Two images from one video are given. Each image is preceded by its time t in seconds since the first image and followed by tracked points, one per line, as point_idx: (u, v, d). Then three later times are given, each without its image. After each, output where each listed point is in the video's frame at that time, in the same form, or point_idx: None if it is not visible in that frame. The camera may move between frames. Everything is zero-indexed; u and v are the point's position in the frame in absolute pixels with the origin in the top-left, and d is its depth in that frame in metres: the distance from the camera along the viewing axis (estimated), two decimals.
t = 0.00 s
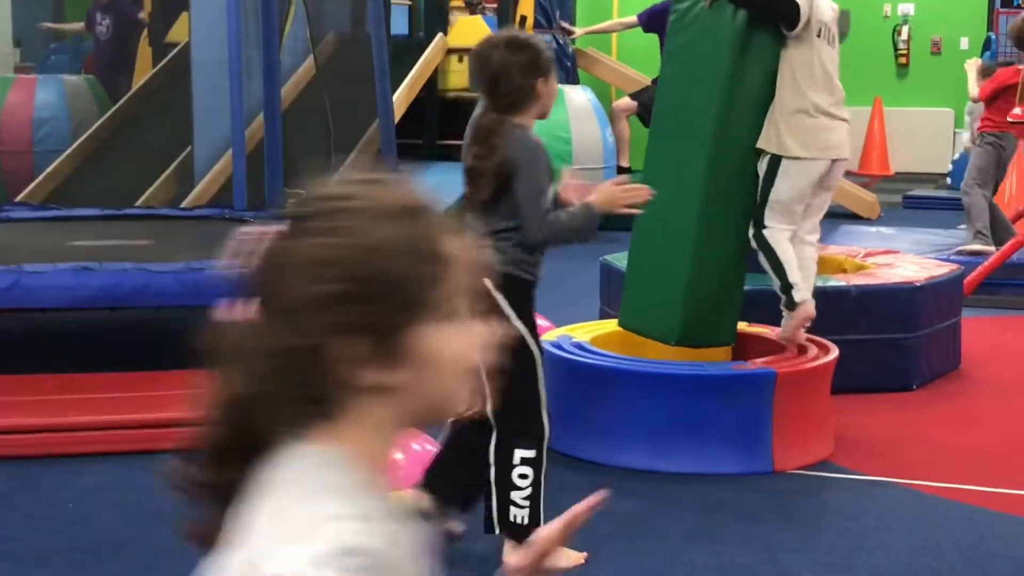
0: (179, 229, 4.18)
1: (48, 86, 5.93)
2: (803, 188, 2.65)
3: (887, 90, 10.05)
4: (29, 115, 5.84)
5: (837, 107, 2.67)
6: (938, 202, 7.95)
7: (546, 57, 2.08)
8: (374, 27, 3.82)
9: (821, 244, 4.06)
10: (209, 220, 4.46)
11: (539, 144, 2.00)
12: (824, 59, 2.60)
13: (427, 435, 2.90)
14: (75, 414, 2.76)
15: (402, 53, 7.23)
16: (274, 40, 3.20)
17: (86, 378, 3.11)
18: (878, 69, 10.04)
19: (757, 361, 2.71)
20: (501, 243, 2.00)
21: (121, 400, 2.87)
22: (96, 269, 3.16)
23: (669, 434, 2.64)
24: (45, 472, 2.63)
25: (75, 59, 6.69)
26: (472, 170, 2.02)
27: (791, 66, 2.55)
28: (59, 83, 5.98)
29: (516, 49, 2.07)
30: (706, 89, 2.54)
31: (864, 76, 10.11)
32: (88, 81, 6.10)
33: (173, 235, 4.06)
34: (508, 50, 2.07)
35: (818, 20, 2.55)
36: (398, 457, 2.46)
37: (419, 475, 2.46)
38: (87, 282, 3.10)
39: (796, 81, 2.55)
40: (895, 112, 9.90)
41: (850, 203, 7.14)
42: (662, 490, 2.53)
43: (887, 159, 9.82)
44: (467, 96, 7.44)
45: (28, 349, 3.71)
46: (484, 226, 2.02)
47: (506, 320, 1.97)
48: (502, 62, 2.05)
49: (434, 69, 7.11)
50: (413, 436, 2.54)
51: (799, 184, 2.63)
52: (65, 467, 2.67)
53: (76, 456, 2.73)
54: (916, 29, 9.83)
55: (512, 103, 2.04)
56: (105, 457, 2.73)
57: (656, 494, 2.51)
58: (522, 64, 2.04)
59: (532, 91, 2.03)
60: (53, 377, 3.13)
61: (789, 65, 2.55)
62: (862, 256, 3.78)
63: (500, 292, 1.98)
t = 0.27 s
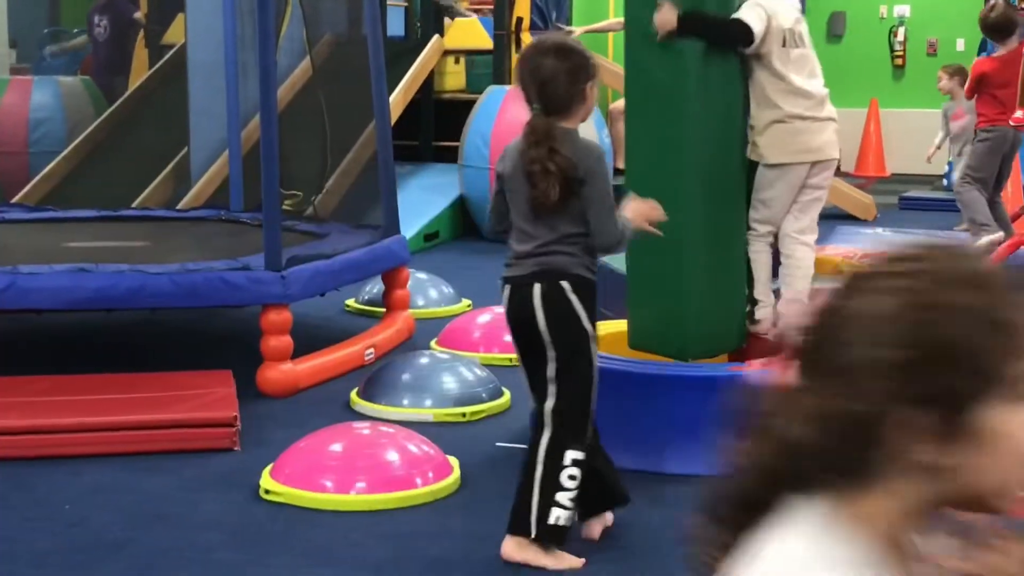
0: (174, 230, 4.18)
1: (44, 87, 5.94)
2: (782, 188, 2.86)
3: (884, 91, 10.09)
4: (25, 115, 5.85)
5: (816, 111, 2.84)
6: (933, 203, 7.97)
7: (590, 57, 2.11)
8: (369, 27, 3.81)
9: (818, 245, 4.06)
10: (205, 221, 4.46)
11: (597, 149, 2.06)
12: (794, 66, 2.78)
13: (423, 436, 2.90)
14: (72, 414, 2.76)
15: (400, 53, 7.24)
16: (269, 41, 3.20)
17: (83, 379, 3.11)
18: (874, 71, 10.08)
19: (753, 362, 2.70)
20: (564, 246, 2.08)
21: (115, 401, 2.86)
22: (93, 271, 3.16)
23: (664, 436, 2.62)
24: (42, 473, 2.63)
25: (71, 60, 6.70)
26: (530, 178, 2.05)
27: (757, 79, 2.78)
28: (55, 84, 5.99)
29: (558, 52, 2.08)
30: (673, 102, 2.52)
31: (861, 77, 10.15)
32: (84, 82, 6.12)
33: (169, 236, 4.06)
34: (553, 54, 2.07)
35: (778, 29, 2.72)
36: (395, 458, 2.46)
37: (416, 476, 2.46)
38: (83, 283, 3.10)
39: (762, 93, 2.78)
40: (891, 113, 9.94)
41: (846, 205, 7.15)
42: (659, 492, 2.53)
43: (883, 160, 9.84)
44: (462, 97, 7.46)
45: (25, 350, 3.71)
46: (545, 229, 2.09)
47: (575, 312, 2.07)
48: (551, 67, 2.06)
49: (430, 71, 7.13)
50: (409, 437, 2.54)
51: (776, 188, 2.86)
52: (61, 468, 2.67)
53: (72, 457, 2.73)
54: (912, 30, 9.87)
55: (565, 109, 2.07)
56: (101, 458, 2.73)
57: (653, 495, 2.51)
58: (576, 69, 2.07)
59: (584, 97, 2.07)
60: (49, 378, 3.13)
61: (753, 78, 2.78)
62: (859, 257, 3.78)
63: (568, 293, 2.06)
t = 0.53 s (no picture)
0: (159, 246, 4.18)
1: (28, 103, 5.93)
2: (770, 205, 2.95)
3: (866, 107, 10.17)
4: (9, 131, 5.83)
5: (801, 126, 2.91)
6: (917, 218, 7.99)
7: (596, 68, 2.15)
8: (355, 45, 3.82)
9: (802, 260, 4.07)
10: (189, 237, 4.46)
11: (606, 162, 2.10)
12: (774, 87, 2.85)
13: (408, 451, 2.90)
14: (56, 431, 2.75)
15: (384, 68, 7.26)
16: (254, 57, 3.21)
17: (67, 395, 3.11)
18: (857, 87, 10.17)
19: (736, 378, 2.72)
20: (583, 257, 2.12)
21: (99, 417, 2.86)
22: (78, 287, 3.16)
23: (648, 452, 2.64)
24: (24, 490, 2.62)
25: (56, 75, 6.69)
26: (536, 192, 2.09)
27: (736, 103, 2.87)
28: (40, 101, 5.98)
29: (564, 66, 2.12)
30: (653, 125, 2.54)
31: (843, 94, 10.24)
32: (68, 98, 6.10)
33: (154, 252, 4.06)
34: (560, 69, 2.11)
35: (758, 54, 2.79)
36: (379, 474, 2.46)
37: (401, 491, 2.46)
38: (67, 299, 3.10)
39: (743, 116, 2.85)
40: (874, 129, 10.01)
41: (830, 220, 7.15)
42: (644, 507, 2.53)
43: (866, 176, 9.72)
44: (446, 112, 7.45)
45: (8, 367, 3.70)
46: (558, 242, 2.11)
47: (616, 314, 2.13)
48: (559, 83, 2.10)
49: (415, 86, 7.15)
50: (394, 453, 2.55)
51: (771, 203, 2.94)
52: (45, 485, 2.66)
53: (55, 474, 2.72)
54: (894, 47, 9.97)
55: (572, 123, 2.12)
56: (85, 476, 2.72)
57: (638, 510, 2.51)
58: (584, 84, 2.11)
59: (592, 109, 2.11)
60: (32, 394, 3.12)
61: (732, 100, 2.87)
62: (842, 272, 3.80)
63: (598, 300, 2.12)
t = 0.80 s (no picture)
0: (119, 277, 4.17)
1: None
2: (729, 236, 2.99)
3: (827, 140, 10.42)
4: None
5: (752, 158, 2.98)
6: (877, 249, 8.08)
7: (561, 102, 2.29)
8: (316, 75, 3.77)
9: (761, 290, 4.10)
10: (150, 268, 4.45)
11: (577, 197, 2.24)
12: (728, 119, 2.92)
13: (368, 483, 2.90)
14: (12, 465, 2.74)
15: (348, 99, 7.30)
16: (216, 89, 3.22)
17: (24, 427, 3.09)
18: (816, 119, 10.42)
19: (696, 408, 2.73)
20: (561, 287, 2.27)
21: (56, 450, 2.84)
22: (36, 318, 3.15)
23: (610, 482, 2.64)
24: None
25: (19, 106, 6.69)
26: (512, 223, 2.23)
27: (692, 134, 2.94)
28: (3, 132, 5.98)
29: (530, 103, 2.26)
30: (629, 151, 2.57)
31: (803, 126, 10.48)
32: (31, 128, 6.10)
33: (115, 283, 4.05)
34: (525, 106, 2.26)
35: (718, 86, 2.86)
36: (339, 507, 2.46)
37: (360, 525, 2.45)
38: (26, 331, 3.08)
39: (701, 147, 2.92)
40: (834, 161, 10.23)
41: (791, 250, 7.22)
42: (605, 538, 2.54)
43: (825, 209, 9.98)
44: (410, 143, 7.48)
45: None
46: (536, 273, 2.26)
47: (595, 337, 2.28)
48: (526, 120, 2.25)
49: (378, 117, 7.19)
50: (354, 485, 2.54)
51: (729, 233, 2.99)
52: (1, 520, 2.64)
53: (11, 509, 2.70)
54: (853, 79, 10.23)
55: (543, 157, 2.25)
56: (42, 510, 2.70)
57: (599, 541, 2.51)
58: (554, 118, 2.25)
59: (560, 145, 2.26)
60: None
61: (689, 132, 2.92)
62: (801, 303, 3.83)
63: (580, 326, 2.27)
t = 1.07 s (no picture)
0: (68, 302, 4.11)
1: None
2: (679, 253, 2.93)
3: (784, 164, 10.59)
4: None
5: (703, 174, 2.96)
6: (834, 273, 8.12)
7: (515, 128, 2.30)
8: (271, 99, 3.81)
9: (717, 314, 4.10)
10: (100, 292, 4.39)
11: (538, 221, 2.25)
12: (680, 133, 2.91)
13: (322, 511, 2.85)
14: None
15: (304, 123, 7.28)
16: (166, 112, 3.18)
17: None
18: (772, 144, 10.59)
19: (652, 433, 2.71)
20: (528, 313, 2.25)
21: (2, 479, 2.78)
22: None
23: (567, 508, 2.61)
24: None
25: None
26: (471, 248, 2.21)
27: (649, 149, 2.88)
28: None
29: (487, 129, 2.26)
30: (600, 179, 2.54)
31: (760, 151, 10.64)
32: None
33: (64, 308, 3.99)
34: (481, 133, 2.26)
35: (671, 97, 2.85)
36: (292, 535, 2.41)
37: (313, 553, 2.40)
38: None
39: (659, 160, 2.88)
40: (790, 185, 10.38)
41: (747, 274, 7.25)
42: (561, 564, 2.50)
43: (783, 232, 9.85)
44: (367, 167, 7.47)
45: None
46: (505, 300, 2.24)
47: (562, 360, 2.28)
48: (484, 145, 2.24)
49: (334, 140, 7.17)
50: (307, 513, 2.50)
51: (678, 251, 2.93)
52: None
53: None
54: (810, 104, 10.43)
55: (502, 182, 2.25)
56: None
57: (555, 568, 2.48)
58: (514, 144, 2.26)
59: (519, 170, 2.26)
60: None
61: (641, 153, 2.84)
62: (757, 327, 3.82)
63: (549, 351, 2.26)
